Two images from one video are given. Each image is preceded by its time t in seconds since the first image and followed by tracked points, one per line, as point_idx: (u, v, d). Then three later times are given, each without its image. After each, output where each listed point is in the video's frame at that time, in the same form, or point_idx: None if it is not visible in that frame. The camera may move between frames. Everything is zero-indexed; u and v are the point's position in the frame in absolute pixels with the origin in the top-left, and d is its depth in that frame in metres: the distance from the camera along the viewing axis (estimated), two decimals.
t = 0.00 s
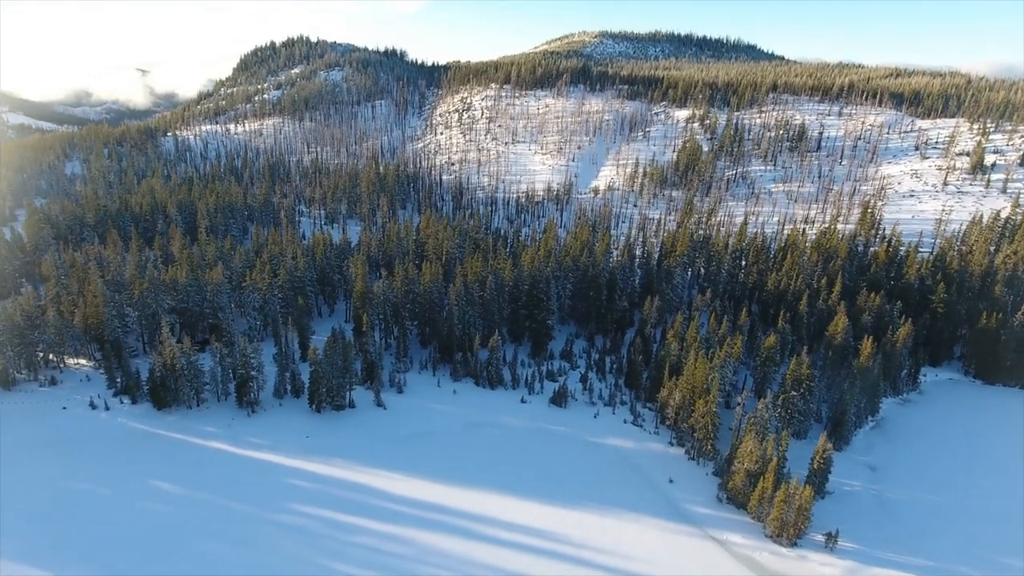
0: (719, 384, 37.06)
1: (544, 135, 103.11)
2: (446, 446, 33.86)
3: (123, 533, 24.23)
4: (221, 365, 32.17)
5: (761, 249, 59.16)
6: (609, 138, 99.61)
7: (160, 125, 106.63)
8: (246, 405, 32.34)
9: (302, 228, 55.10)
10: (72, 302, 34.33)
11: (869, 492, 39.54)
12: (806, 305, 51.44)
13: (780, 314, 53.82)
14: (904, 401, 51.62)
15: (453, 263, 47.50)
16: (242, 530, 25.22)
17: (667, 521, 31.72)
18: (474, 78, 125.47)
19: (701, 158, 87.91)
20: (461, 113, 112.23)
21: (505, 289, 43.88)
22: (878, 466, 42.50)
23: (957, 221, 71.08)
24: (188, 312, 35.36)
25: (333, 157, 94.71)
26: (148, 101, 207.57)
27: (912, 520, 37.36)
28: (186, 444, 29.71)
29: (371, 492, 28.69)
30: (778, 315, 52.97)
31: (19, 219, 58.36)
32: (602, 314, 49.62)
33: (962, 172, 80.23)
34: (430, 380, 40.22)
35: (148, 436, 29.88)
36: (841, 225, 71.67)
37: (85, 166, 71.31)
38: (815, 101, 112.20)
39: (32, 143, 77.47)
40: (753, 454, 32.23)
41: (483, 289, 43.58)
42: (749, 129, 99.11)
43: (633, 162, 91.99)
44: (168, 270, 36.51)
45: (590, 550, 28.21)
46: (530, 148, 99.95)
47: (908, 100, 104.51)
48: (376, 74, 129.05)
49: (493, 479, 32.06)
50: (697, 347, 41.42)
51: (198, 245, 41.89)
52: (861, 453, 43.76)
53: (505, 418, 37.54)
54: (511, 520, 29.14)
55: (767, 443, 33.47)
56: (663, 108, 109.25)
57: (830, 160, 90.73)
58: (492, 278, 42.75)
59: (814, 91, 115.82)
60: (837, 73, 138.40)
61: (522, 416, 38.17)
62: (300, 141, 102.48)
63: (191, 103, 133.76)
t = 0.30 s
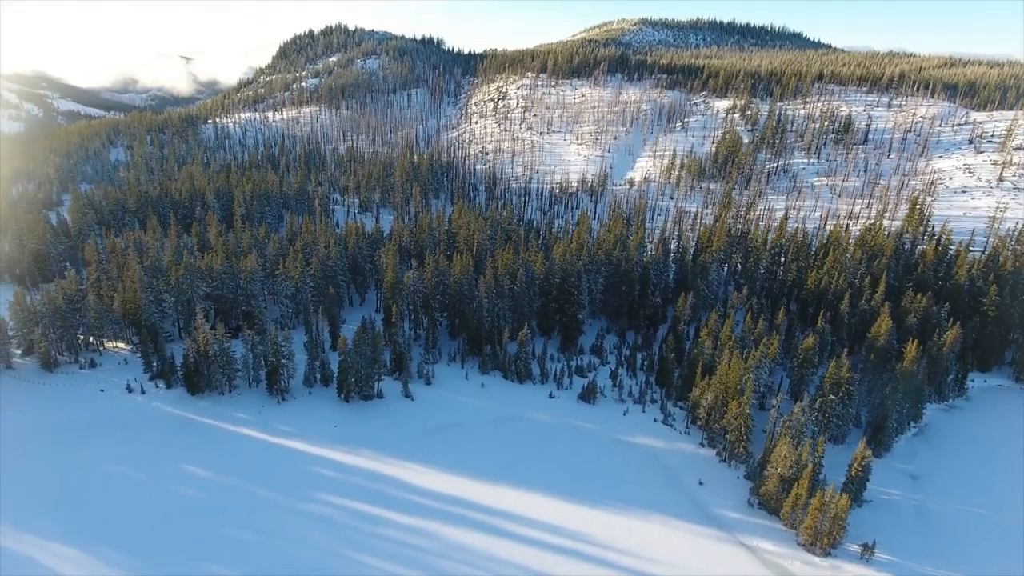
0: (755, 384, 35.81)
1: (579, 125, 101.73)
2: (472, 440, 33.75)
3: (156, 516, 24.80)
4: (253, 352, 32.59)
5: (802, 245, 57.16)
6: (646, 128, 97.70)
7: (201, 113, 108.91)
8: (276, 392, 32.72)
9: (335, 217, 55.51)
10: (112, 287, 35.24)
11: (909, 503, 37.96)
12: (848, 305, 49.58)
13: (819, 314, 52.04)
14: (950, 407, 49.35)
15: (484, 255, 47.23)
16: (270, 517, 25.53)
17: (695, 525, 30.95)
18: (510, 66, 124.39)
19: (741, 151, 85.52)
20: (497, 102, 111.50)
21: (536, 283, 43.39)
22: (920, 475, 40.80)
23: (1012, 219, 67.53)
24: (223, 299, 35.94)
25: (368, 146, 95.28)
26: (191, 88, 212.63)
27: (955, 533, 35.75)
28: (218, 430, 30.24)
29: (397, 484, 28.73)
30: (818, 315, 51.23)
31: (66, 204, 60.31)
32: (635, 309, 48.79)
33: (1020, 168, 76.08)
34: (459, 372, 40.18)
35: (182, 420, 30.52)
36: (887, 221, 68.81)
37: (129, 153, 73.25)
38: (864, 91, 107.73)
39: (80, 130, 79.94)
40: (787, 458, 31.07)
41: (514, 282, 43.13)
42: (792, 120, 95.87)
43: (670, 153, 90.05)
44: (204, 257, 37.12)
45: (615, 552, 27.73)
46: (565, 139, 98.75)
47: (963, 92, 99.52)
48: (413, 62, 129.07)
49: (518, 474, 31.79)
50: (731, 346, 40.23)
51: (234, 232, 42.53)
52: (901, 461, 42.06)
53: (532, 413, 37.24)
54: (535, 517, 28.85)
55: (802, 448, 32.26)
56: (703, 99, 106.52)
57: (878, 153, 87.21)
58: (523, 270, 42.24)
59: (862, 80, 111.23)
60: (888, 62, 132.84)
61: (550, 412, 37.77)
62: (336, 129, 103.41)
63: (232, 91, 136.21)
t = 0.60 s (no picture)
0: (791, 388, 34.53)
1: (616, 116, 99.99)
2: (498, 434, 33.51)
3: (183, 502, 25.15)
4: (284, 340, 32.90)
5: (846, 243, 55.02)
6: (685, 119, 95.40)
7: (241, 101, 110.73)
8: (306, 381, 33.00)
9: (369, 206, 55.69)
10: (151, 273, 36.00)
11: (952, 516, 36.33)
12: (893, 307, 47.54)
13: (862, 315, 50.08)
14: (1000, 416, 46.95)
15: (516, 248, 46.79)
16: (296, 505, 25.77)
17: (724, 531, 30.11)
18: (547, 55, 122.89)
19: (784, 144, 82.83)
20: (533, 92, 110.41)
21: (567, 277, 42.76)
22: (964, 487, 39.00)
23: None
24: (257, 287, 36.39)
25: (403, 135, 95.48)
26: (234, 75, 217.01)
27: (1000, 551, 34.06)
28: (249, 417, 30.66)
29: (422, 477, 28.70)
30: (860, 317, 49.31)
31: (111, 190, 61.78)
32: (668, 306, 47.75)
33: None
34: (488, 365, 39.98)
35: (214, 406, 31.05)
36: (937, 219, 65.71)
37: (171, 140, 74.93)
38: (916, 82, 102.95)
39: (125, 117, 81.98)
40: (823, 466, 29.92)
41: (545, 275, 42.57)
42: (838, 112, 92.34)
43: (709, 146, 87.82)
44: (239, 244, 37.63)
45: (640, 555, 27.17)
46: (601, 129, 97.23)
47: None
48: (449, 51, 128.69)
49: (543, 472, 31.41)
50: (768, 348, 38.94)
51: (269, 220, 43.02)
52: (945, 471, 40.25)
53: (560, 409, 36.79)
54: (560, 516, 28.48)
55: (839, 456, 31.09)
56: (745, 89, 103.43)
57: (929, 147, 83.32)
58: (555, 264, 41.62)
59: (915, 70, 106.26)
60: (943, 52, 126.95)
61: (579, 409, 37.26)
62: (372, 118, 103.91)
63: (272, 79, 138.21)
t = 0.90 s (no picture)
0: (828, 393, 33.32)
1: (652, 106, 98.00)
2: (524, 430, 33.24)
3: (211, 487, 25.54)
4: (313, 329, 33.11)
5: (890, 241, 52.86)
6: (724, 110, 92.95)
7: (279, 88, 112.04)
8: (334, 370, 33.23)
9: (400, 195, 55.71)
10: (186, 259, 36.60)
11: (996, 533, 34.69)
12: (939, 309, 45.52)
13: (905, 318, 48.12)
14: None
15: (546, 240, 46.26)
16: (321, 495, 25.97)
17: (752, 537, 29.32)
18: (584, 43, 121.05)
19: (827, 137, 80.02)
20: (568, 81, 108.98)
21: (598, 271, 42.07)
22: (1010, 502, 37.19)
23: None
24: (288, 275, 36.74)
25: (437, 124, 95.38)
26: (273, 62, 220.27)
27: None
28: (278, 404, 31.01)
29: (445, 471, 28.63)
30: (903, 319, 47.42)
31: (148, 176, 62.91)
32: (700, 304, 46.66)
33: None
34: (515, 359, 39.69)
35: (244, 392, 31.49)
36: (989, 218, 62.63)
37: (209, 127, 76.18)
38: (970, 74, 98.08)
39: (166, 103, 83.65)
40: (859, 475, 28.74)
41: (575, 269, 41.98)
42: (886, 104, 88.69)
43: (748, 138, 85.41)
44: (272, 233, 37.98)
45: (665, 560, 26.64)
46: (637, 120, 95.49)
47: None
48: (484, 39, 127.82)
49: (568, 470, 31.02)
50: (804, 350, 37.69)
51: (302, 209, 43.34)
52: (989, 484, 38.44)
53: (587, 406, 36.31)
54: (584, 516, 28.09)
55: (876, 465, 29.84)
56: (787, 79, 100.13)
57: (982, 142, 79.38)
58: (585, 258, 40.92)
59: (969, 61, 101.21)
60: (1001, 41, 120.65)
61: (606, 406, 36.70)
62: (406, 106, 104.04)
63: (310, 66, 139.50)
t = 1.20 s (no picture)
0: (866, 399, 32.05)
1: (690, 97, 95.75)
2: (549, 426, 32.92)
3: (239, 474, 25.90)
4: (341, 319, 33.24)
5: (937, 241, 50.62)
6: (765, 102, 90.28)
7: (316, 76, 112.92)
8: (361, 360, 33.37)
9: (431, 185, 55.60)
10: (219, 246, 37.09)
11: None
12: (987, 314, 43.43)
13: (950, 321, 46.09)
14: None
15: (577, 234, 45.63)
16: (344, 485, 26.10)
17: (781, 545, 28.54)
18: (621, 31, 118.79)
19: (872, 131, 77.06)
20: (604, 70, 107.22)
21: (629, 266, 41.29)
22: None
23: None
24: (318, 264, 36.97)
25: (470, 113, 94.97)
26: (311, 50, 222.49)
27: None
28: (305, 393, 31.30)
29: (469, 466, 28.53)
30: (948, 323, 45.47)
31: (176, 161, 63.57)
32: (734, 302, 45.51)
33: None
34: (542, 353, 39.34)
35: (273, 380, 31.86)
36: None
37: (246, 114, 77.15)
38: None
39: (205, 90, 85.04)
40: (896, 486, 27.59)
41: (605, 264, 41.30)
42: (937, 97, 84.84)
43: (789, 131, 82.78)
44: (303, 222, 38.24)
45: (690, 565, 26.10)
46: (673, 111, 93.49)
47: None
48: (520, 26, 126.57)
49: (592, 469, 30.60)
50: (842, 353, 36.38)
51: (333, 197, 43.52)
52: None
53: (614, 403, 35.76)
54: (607, 517, 27.66)
55: (915, 477, 28.56)
56: (832, 69, 96.58)
57: None
58: (616, 253, 40.22)
59: None
60: None
61: (633, 405, 36.10)
62: (440, 95, 103.83)
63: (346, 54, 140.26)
